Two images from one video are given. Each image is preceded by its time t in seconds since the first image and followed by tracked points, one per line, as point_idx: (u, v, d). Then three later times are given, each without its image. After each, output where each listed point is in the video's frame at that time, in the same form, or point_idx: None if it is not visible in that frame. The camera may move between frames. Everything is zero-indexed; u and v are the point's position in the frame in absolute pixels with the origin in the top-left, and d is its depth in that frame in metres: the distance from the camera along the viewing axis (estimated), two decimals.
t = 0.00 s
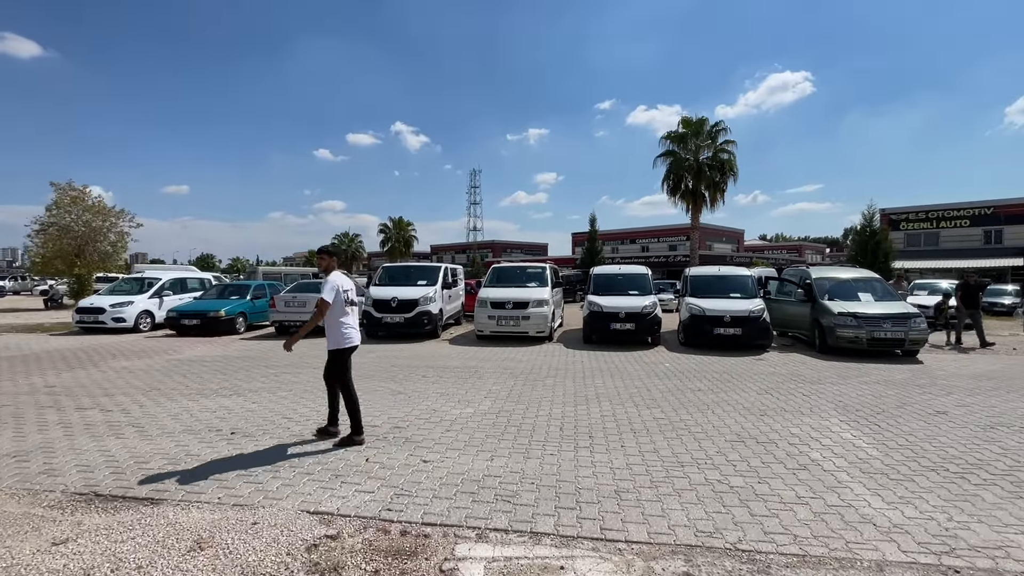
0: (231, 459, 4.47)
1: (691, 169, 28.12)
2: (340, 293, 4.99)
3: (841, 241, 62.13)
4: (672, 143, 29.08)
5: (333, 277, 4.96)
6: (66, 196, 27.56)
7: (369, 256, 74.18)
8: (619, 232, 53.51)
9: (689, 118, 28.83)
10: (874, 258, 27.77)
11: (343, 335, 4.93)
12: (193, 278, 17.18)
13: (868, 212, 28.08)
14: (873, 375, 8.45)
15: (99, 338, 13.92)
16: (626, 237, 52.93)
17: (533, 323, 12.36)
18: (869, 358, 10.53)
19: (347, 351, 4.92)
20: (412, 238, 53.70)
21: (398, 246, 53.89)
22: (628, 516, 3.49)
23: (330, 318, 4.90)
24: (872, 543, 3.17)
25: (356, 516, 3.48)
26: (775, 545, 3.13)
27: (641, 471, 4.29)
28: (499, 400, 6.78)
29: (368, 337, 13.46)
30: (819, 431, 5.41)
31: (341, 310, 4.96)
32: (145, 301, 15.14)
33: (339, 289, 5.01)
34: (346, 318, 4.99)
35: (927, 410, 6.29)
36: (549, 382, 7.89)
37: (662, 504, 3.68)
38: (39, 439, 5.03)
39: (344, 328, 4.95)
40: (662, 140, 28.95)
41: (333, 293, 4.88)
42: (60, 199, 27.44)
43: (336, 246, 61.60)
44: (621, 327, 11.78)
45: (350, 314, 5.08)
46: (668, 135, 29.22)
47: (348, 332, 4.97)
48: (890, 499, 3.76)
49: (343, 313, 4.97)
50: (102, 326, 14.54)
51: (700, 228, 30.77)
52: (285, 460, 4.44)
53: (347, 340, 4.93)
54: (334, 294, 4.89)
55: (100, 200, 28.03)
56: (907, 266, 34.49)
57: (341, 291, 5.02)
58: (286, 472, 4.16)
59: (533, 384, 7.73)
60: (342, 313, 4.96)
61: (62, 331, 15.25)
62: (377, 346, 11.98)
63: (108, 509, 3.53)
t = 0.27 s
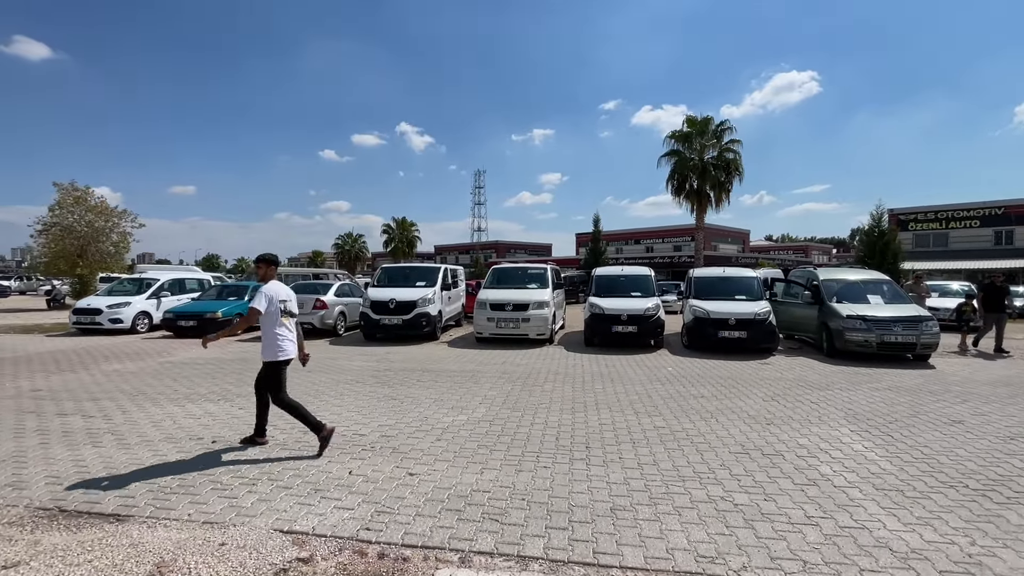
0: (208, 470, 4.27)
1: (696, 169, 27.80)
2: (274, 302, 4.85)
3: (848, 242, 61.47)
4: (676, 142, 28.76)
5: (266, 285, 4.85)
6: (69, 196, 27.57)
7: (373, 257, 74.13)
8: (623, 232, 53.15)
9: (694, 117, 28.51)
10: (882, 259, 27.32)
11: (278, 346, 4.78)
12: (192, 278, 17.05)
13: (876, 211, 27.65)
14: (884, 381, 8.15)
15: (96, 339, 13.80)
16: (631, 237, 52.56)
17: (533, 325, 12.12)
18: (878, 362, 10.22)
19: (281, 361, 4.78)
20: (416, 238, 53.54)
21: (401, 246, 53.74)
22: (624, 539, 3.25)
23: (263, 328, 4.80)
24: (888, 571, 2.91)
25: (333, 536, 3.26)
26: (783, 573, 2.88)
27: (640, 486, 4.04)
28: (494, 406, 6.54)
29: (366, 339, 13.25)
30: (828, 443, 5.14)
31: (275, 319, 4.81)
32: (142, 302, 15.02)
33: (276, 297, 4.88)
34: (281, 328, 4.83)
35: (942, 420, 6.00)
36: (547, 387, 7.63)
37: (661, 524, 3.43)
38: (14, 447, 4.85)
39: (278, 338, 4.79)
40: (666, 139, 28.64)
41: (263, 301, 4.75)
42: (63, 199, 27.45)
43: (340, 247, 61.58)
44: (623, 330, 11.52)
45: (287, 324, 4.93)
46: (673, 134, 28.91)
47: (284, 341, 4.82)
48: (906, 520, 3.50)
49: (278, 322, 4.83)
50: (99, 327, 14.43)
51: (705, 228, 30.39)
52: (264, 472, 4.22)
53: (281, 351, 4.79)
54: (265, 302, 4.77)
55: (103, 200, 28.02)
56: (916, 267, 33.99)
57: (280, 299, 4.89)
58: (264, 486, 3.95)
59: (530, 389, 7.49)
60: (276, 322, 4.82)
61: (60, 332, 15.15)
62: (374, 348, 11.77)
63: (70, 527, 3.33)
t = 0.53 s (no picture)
0: (186, 479, 4.09)
1: (701, 168, 27.48)
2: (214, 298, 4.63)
3: (856, 241, 60.76)
4: (681, 141, 28.45)
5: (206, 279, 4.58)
6: (73, 196, 27.64)
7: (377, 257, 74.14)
8: (628, 232, 52.80)
9: (699, 116, 28.19)
10: (891, 259, 26.88)
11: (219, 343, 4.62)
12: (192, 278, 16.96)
13: (885, 210, 27.21)
14: (894, 386, 7.88)
15: (94, 339, 13.72)
16: (636, 237, 52.21)
17: (534, 326, 11.91)
18: (888, 366, 9.93)
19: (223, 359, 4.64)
20: (420, 237, 53.45)
21: (406, 246, 53.66)
22: (619, 559, 3.03)
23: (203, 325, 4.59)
24: None
25: (307, 553, 3.07)
26: None
27: (637, 500, 3.82)
28: (490, 411, 6.34)
29: (365, 339, 13.09)
30: (836, 453, 4.89)
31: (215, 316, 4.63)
32: (141, 302, 14.94)
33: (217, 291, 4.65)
34: (222, 325, 4.63)
35: (956, 428, 5.73)
36: (545, 391, 7.42)
37: (658, 543, 3.22)
38: None
39: (221, 335, 4.64)
40: (671, 138, 28.33)
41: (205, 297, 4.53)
42: (67, 199, 27.53)
43: (344, 246, 61.61)
44: (625, 332, 11.29)
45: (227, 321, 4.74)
46: (678, 133, 28.60)
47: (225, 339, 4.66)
48: (921, 541, 3.26)
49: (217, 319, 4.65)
50: (97, 327, 14.36)
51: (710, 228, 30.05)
52: (242, 481, 4.04)
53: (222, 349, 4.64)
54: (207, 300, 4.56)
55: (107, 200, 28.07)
56: (925, 268, 33.46)
57: (221, 293, 4.67)
58: (241, 497, 3.77)
59: (528, 393, 7.28)
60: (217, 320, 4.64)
61: (60, 331, 15.10)
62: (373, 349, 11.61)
63: (32, 541, 3.16)
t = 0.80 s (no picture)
0: (154, 487, 3.90)
1: (705, 167, 27.17)
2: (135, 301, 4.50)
3: (863, 241, 60.13)
4: (685, 140, 28.15)
5: (126, 281, 4.41)
6: (75, 195, 27.65)
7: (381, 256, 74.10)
8: (632, 232, 52.47)
9: (703, 114, 27.89)
10: (899, 259, 26.47)
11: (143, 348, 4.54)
12: (189, 277, 16.84)
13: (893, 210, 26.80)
14: (902, 390, 7.61)
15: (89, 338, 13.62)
16: (639, 237, 51.87)
17: (532, 327, 11.69)
18: (896, 368, 9.64)
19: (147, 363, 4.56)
20: (422, 237, 53.33)
21: (408, 245, 53.56)
22: None
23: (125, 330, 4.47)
24: None
25: (270, 570, 2.86)
26: None
27: (628, 512, 3.60)
28: (481, 414, 6.13)
29: (361, 339, 12.91)
30: (841, 461, 4.64)
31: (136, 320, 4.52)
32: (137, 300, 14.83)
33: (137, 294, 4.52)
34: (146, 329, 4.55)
35: (968, 435, 5.46)
36: (539, 394, 7.20)
37: (648, 560, 3.00)
38: None
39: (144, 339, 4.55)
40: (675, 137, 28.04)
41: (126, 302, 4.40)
42: (70, 197, 27.55)
43: (348, 246, 61.58)
44: (625, 333, 11.05)
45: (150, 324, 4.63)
46: (682, 132, 28.31)
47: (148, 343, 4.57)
48: (932, 561, 3.02)
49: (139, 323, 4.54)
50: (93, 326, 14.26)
51: (714, 227, 29.72)
52: (213, 489, 3.85)
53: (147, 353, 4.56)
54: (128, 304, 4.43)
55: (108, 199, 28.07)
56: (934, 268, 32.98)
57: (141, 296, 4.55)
58: (209, 507, 3.57)
59: (522, 395, 7.06)
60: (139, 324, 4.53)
61: (56, 330, 15.02)
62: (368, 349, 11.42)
63: None
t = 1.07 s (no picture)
0: (118, 499, 3.72)
1: (708, 166, 26.89)
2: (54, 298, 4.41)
3: (867, 242, 59.64)
4: (688, 139, 27.87)
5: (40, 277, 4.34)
6: (73, 192, 27.55)
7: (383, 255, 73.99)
8: (634, 232, 52.18)
9: (706, 113, 27.61)
10: (904, 260, 26.12)
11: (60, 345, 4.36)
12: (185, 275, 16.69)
13: (898, 210, 26.47)
14: (908, 396, 7.37)
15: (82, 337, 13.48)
16: (642, 237, 51.56)
17: (529, 328, 11.48)
18: (901, 373, 9.40)
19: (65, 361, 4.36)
20: (424, 236, 53.16)
21: (410, 245, 53.41)
22: None
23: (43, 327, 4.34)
24: None
25: None
26: None
27: (616, 530, 3.39)
28: (470, 419, 5.92)
29: (356, 340, 12.72)
30: (844, 473, 4.41)
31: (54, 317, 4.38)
32: (131, 299, 14.69)
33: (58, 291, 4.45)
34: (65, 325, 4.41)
35: (977, 445, 5.23)
36: (532, 398, 6.99)
37: None
38: None
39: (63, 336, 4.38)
40: (678, 136, 27.76)
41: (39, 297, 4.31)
42: (68, 195, 27.46)
43: (349, 245, 61.50)
44: (624, 334, 10.82)
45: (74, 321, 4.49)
46: (684, 131, 28.02)
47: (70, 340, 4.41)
48: None
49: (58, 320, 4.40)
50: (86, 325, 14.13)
51: (717, 227, 29.40)
52: (179, 502, 3.66)
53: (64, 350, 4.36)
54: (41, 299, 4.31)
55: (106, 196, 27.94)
56: (940, 269, 32.59)
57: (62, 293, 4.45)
58: (173, 522, 3.38)
59: (514, 400, 6.86)
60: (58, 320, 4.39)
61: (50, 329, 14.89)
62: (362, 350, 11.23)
63: None
